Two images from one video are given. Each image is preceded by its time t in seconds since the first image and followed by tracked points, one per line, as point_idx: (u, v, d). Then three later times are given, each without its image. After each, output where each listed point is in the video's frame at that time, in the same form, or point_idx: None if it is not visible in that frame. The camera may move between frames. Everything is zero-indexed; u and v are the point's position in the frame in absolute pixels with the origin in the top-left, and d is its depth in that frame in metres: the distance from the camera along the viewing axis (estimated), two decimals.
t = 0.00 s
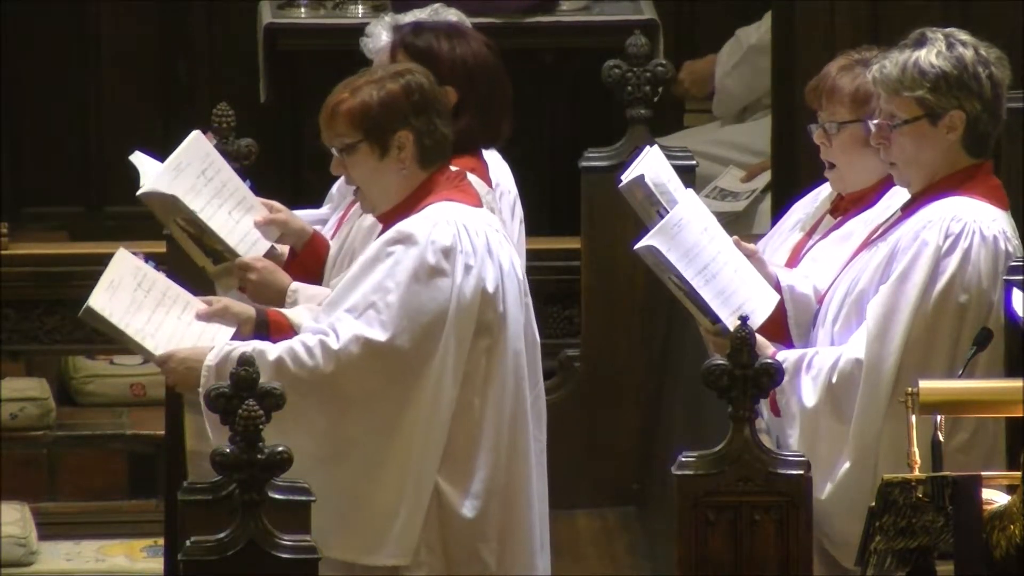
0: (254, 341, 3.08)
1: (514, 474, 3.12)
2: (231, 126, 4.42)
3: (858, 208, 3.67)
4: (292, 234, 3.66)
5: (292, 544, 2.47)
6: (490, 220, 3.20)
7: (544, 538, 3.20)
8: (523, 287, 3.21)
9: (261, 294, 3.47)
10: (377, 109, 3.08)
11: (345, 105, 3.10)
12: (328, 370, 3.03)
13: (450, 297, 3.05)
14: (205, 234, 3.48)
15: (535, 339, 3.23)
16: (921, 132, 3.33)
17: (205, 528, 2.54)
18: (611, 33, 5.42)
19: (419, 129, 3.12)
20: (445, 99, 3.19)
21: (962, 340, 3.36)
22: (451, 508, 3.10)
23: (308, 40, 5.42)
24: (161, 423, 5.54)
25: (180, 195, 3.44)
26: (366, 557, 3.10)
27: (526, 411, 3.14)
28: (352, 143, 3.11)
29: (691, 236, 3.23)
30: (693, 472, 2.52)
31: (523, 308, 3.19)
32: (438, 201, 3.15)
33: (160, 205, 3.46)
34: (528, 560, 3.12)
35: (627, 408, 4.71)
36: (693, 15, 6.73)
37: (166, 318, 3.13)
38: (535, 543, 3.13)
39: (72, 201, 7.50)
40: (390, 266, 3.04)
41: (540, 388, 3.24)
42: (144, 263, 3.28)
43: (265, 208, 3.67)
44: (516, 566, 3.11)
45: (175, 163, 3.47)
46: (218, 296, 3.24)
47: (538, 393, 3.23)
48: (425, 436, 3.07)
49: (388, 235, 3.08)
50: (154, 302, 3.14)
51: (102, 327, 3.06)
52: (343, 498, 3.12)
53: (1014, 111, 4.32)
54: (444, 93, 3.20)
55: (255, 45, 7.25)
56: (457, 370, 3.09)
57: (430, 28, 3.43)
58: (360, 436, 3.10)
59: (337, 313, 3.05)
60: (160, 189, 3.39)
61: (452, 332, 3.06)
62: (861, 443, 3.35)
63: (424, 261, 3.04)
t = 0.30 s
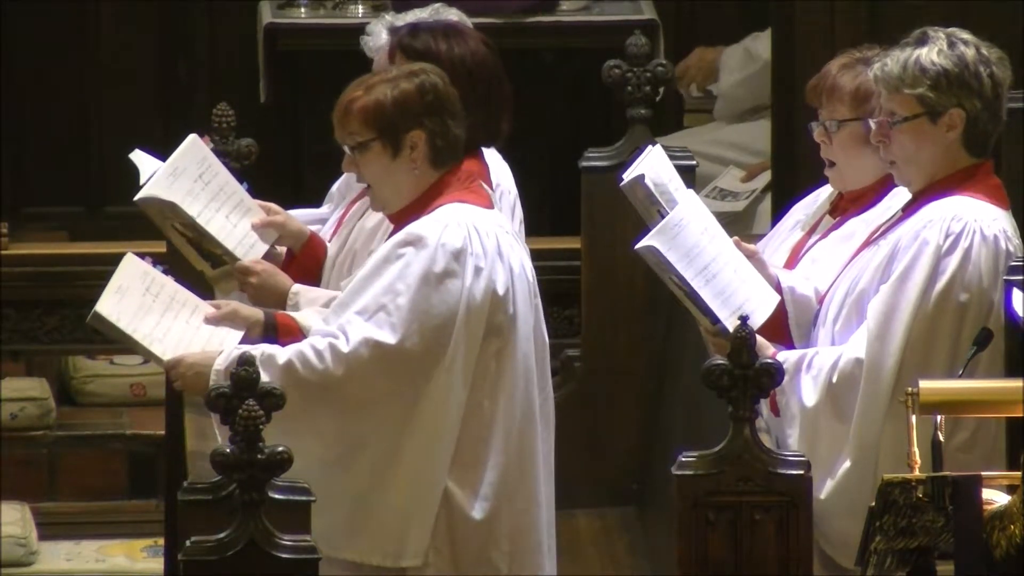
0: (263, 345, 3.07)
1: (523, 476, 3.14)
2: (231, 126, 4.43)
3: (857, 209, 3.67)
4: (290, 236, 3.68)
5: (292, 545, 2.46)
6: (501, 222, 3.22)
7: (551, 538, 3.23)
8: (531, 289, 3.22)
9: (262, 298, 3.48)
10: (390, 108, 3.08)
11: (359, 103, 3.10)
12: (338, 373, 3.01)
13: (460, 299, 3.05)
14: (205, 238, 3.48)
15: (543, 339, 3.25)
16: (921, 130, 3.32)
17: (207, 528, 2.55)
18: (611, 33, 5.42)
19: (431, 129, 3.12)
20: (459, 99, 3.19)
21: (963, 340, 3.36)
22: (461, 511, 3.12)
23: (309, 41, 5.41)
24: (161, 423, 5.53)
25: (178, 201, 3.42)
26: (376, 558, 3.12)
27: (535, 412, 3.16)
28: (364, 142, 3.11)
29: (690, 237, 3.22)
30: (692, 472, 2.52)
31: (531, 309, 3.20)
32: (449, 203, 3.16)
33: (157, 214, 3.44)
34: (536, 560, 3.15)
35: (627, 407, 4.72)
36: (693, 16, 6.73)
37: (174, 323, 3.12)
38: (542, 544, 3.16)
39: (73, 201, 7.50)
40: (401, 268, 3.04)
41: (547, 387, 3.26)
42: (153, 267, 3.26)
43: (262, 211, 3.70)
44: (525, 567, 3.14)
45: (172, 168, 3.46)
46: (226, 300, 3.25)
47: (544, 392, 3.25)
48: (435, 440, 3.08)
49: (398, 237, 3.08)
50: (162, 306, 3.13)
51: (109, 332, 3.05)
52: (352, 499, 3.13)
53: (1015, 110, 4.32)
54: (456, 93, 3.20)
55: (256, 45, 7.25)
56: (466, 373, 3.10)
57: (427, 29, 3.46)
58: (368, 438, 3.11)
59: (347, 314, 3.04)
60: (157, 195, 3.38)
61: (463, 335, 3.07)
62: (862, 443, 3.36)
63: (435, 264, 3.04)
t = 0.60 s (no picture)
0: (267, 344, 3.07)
1: (529, 477, 3.13)
2: (231, 126, 4.43)
3: (857, 208, 3.68)
4: (288, 235, 3.72)
5: (292, 544, 2.46)
6: (509, 222, 3.22)
7: (556, 540, 3.22)
8: (539, 290, 3.22)
9: (259, 296, 3.49)
10: (400, 107, 3.08)
11: (369, 101, 3.10)
12: (344, 373, 3.02)
13: (468, 300, 3.05)
14: (204, 236, 3.49)
15: (550, 340, 3.24)
16: (923, 129, 3.32)
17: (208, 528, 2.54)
18: (611, 33, 5.42)
19: (441, 129, 3.12)
20: (469, 100, 3.18)
21: (964, 339, 3.36)
22: (466, 511, 3.12)
23: (309, 41, 5.41)
24: (160, 423, 5.51)
25: (177, 200, 3.42)
26: (380, 558, 3.13)
27: (541, 414, 3.16)
28: (373, 140, 3.11)
29: (691, 236, 3.22)
30: (692, 471, 2.52)
31: (539, 310, 3.20)
32: (458, 203, 3.17)
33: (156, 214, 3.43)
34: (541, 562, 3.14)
35: (627, 407, 4.72)
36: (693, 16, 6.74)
37: (181, 319, 3.12)
38: (548, 547, 3.15)
39: (73, 200, 7.50)
40: (408, 268, 3.04)
41: (555, 389, 3.26)
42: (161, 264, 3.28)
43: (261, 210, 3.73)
44: (529, 568, 3.14)
45: (171, 167, 3.45)
46: (233, 298, 3.25)
47: (552, 394, 3.25)
48: (440, 441, 3.08)
49: (406, 236, 3.08)
50: (170, 302, 3.13)
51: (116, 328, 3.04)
52: (356, 499, 3.13)
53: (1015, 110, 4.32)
54: (467, 94, 3.20)
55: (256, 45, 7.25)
56: (473, 374, 3.10)
57: (427, 29, 3.47)
58: (373, 438, 3.11)
59: (354, 313, 3.04)
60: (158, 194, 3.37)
61: (469, 335, 3.07)
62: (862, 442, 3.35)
63: (443, 264, 3.04)
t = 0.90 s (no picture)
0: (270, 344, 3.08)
1: (532, 477, 3.13)
2: (232, 126, 4.41)
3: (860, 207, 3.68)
4: (288, 234, 3.72)
5: (292, 544, 2.46)
6: (512, 222, 3.22)
7: (558, 540, 3.22)
8: (543, 291, 3.23)
9: (257, 295, 3.49)
10: (404, 108, 3.08)
11: (373, 100, 3.10)
12: (347, 372, 3.03)
13: (471, 300, 3.06)
14: (202, 235, 3.49)
15: (553, 341, 3.24)
16: (927, 129, 3.32)
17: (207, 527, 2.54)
18: (611, 33, 5.42)
19: (445, 130, 3.12)
20: (473, 100, 3.19)
21: (966, 339, 3.35)
22: (468, 511, 3.12)
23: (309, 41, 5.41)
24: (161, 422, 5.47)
25: (176, 198, 3.42)
26: (382, 558, 3.12)
27: (544, 415, 3.16)
28: (377, 139, 3.11)
29: (694, 235, 3.23)
30: (692, 471, 2.52)
31: (542, 310, 3.20)
32: (460, 203, 3.16)
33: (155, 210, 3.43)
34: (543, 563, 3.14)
35: (627, 407, 4.72)
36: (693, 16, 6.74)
37: (185, 317, 3.12)
38: (550, 547, 3.16)
39: (72, 200, 7.50)
40: (412, 268, 3.05)
41: (557, 390, 3.26)
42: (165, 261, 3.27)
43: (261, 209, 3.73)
44: (531, 569, 3.14)
45: (171, 164, 3.46)
46: (237, 295, 3.24)
47: (554, 395, 3.25)
48: (443, 441, 3.09)
49: (410, 237, 3.09)
50: (173, 300, 3.13)
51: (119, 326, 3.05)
52: (358, 499, 3.13)
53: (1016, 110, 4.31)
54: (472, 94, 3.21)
55: (256, 46, 7.25)
56: (476, 374, 3.10)
57: (427, 29, 3.47)
58: (375, 438, 3.11)
59: (357, 313, 3.05)
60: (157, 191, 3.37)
61: (473, 335, 3.07)
62: (864, 442, 3.35)
63: (447, 264, 3.05)
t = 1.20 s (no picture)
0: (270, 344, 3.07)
1: (532, 477, 3.14)
2: (231, 126, 4.42)
3: (861, 206, 3.68)
4: (286, 234, 3.73)
5: (292, 544, 2.46)
6: (512, 222, 3.21)
7: (557, 539, 3.23)
8: (542, 291, 3.23)
9: (255, 296, 3.50)
10: (404, 108, 3.08)
11: (374, 100, 3.10)
12: (347, 372, 3.02)
13: (471, 300, 3.06)
14: (200, 236, 3.49)
15: (553, 340, 3.24)
16: (932, 130, 3.33)
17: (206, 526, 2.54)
18: (611, 33, 5.42)
19: (446, 130, 3.12)
20: (474, 100, 3.19)
21: (968, 340, 3.35)
22: (468, 511, 3.12)
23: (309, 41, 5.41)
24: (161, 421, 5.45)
25: (174, 199, 3.42)
26: (381, 559, 3.12)
27: (544, 415, 3.16)
28: (377, 139, 3.11)
29: (699, 233, 3.22)
30: (692, 472, 2.52)
31: (542, 310, 3.21)
32: (461, 203, 3.16)
33: (155, 210, 3.43)
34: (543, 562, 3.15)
35: (627, 407, 4.72)
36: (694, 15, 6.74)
37: (185, 316, 3.12)
38: (550, 547, 3.16)
39: (72, 200, 7.50)
40: (412, 268, 3.05)
41: (556, 389, 3.26)
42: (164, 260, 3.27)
43: (259, 209, 3.73)
44: (531, 568, 3.14)
45: (170, 164, 3.45)
46: (237, 295, 3.24)
47: (552, 395, 3.25)
48: (443, 440, 3.09)
49: (410, 236, 3.09)
50: (173, 300, 3.13)
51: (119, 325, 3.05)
52: (358, 499, 3.13)
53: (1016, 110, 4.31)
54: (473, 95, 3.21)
55: (256, 46, 7.25)
56: (476, 374, 3.10)
57: (426, 30, 3.47)
58: (375, 438, 3.11)
59: (358, 313, 3.05)
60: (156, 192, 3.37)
61: (472, 335, 3.08)
62: (869, 442, 3.35)
63: (447, 264, 3.05)
